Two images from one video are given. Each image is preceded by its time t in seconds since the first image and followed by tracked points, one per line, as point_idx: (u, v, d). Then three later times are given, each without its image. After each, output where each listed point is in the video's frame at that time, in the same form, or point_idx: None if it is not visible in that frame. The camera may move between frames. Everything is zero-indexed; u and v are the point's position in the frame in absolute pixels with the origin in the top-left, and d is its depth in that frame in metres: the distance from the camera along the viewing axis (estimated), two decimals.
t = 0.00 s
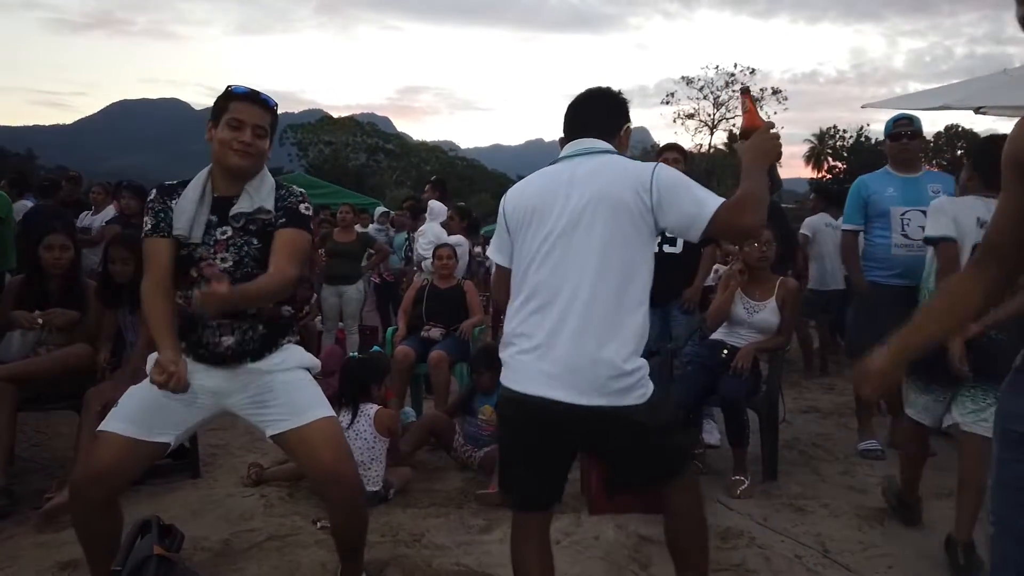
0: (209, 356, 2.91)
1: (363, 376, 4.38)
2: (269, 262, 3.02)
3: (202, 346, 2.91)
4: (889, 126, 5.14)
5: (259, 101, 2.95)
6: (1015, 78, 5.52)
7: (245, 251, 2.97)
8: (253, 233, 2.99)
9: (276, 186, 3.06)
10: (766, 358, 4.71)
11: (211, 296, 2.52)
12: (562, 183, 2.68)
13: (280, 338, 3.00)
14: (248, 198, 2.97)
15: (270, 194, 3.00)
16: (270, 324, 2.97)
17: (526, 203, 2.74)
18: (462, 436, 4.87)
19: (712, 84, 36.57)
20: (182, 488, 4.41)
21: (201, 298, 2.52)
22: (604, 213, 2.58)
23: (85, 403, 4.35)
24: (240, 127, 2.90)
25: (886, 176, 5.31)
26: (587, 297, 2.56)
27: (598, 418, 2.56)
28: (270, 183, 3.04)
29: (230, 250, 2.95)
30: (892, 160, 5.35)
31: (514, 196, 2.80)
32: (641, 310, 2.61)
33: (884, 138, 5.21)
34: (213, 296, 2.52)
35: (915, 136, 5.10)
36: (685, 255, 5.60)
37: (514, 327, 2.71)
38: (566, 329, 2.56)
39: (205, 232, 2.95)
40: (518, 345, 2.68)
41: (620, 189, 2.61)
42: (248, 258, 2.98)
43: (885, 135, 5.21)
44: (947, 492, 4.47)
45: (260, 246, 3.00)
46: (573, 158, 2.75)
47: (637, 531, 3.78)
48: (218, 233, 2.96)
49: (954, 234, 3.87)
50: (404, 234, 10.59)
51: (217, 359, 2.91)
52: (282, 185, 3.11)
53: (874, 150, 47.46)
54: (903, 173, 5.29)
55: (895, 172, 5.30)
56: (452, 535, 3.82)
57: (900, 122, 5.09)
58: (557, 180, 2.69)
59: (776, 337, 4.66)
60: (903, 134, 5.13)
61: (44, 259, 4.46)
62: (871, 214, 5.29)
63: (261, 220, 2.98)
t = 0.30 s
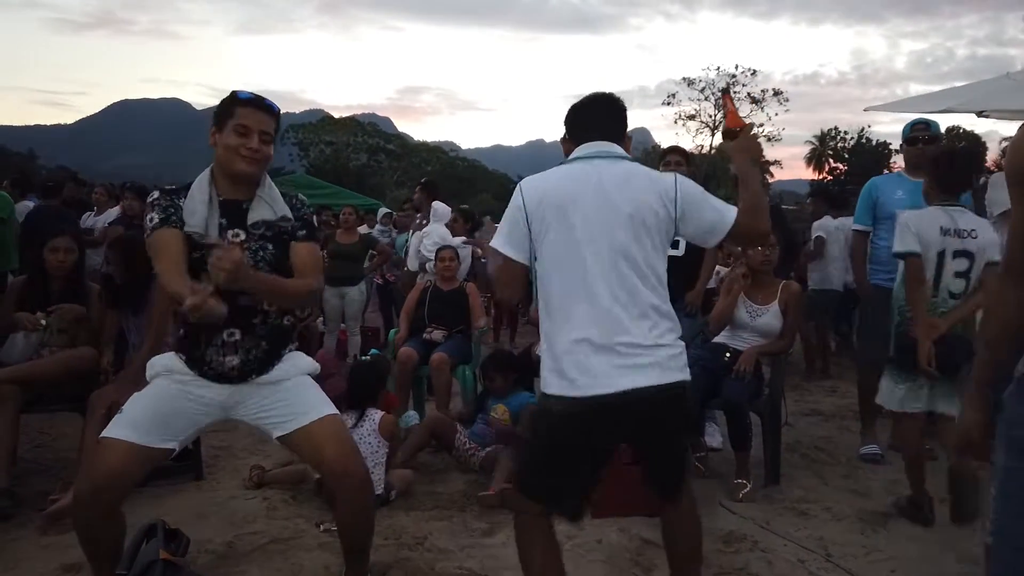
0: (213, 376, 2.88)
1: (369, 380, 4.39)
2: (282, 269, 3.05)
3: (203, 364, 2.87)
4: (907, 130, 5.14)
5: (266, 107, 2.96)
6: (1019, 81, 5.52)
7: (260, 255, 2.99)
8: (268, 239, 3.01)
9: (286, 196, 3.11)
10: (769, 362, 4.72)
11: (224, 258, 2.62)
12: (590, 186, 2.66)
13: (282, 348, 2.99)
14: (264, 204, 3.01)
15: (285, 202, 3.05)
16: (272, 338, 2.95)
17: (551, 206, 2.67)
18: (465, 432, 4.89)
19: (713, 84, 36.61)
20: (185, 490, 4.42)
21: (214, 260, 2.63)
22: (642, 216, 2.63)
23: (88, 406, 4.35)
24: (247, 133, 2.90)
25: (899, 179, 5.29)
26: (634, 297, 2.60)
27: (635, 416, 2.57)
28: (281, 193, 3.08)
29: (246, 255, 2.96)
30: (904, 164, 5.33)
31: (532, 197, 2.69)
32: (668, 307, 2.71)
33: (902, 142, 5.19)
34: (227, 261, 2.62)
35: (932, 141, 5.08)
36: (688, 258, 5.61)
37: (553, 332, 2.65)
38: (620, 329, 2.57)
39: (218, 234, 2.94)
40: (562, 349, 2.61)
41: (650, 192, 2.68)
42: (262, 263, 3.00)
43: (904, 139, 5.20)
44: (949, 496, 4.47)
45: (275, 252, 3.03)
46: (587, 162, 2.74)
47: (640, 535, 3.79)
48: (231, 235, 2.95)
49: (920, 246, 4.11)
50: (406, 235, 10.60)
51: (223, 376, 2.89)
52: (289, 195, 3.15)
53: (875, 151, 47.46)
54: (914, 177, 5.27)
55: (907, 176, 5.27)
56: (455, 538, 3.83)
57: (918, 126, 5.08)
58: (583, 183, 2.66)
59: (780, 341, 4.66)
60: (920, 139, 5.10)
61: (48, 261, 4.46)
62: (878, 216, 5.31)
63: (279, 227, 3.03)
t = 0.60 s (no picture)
0: (206, 373, 2.87)
1: (368, 381, 4.40)
2: (279, 263, 2.99)
3: (199, 358, 2.87)
4: (908, 133, 5.19)
5: (272, 103, 2.95)
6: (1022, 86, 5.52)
7: (260, 249, 2.92)
8: (268, 232, 2.96)
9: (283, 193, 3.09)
10: (771, 365, 4.71)
11: (230, 311, 2.76)
12: (609, 210, 2.65)
13: (276, 341, 3.01)
14: (264, 197, 2.97)
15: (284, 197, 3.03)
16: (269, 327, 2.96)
17: (571, 229, 2.61)
18: (470, 432, 4.85)
19: (714, 86, 36.63)
20: (187, 492, 4.41)
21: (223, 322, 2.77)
22: (660, 241, 2.69)
23: (90, 407, 4.34)
24: (253, 128, 2.89)
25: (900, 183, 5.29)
26: (650, 323, 2.63)
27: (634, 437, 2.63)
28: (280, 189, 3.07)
29: (246, 247, 2.89)
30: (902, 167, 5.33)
31: (551, 220, 2.63)
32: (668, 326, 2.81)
33: (904, 146, 5.23)
34: (234, 313, 2.76)
35: (933, 145, 5.11)
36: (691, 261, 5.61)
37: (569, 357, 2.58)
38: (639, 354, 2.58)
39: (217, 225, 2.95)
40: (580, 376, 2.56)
41: (661, 217, 2.74)
42: (262, 255, 2.93)
43: (905, 144, 5.24)
44: (951, 501, 4.46)
45: (274, 245, 2.97)
46: (600, 185, 2.73)
47: (643, 539, 3.78)
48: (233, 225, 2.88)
49: (904, 255, 4.58)
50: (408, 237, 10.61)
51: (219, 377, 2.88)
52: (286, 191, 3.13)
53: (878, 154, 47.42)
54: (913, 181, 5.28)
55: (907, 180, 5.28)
56: (457, 541, 3.83)
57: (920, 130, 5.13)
58: (602, 207, 2.65)
59: (782, 344, 4.66)
60: (921, 143, 5.14)
61: (51, 261, 4.45)
62: (878, 219, 5.29)
63: (278, 221, 2.99)
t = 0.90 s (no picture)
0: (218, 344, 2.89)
1: (368, 378, 4.38)
2: (282, 252, 2.99)
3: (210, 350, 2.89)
4: (896, 130, 5.22)
5: (269, 87, 2.91)
6: None
7: (259, 240, 2.93)
8: (268, 222, 2.95)
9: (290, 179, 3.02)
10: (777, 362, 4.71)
11: (228, 316, 2.72)
12: (618, 204, 2.68)
13: (286, 331, 3.01)
14: (264, 186, 2.94)
15: (286, 184, 2.98)
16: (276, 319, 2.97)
17: (590, 226, 2.61)
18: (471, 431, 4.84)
19: (721, 85, 36.59)
20: (193, 484, 4.43)
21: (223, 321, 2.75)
22: (659, 230, 2.79)
23: (97, 400, 4.36)
24: (248, 111, 2.85)
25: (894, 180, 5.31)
26: (659, 305, 2.77)
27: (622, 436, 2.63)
28: (285, 174, 3.02)
29: (245, 239, 2.91)
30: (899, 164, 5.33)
31: (572, 222, 2.59)
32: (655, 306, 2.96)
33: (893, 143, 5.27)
34: (231, 315, 2.72)
35: (920, 142, 5.14)
36: (697, 257, 5.61)
37: (602, 347, 2.61)
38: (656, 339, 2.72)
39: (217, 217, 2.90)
40: (616, 360, 2.60)
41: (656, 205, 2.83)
42: (263, 246, 2.93)
43: (894, 140, 5.27)
44: (957, 499, 4.45)
45: (275, 235, 2.96)
46: (602, 180, 2.74)
47: (649, 535, 3.78)
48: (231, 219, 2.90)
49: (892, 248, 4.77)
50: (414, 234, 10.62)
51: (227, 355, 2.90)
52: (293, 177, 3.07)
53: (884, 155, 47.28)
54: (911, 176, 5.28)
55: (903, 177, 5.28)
56: (463, 535, 3.83)
57: (907, 126, 5.16)
58: (610, 202, 2.66)
59: (789, 341, 4.66)
60: (910, 138, 5.18)
61: (59, 254, 4.46)
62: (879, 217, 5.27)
63: (278, 210, 2.95)
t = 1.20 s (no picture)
0: (231, 351, 2.92)
1: (373, 376, 4.40)
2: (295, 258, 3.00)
3: (226, 340, 2.92)
4: (901, 129, 5.15)
5: (274, 93, 2.97)
6: None
7: (270, 246, 2.96)
8: (279, 229, 2.99)
9: (301, 182, 3.06)
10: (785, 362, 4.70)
11: (217, 232, 2.52)
12: (639, 222, 2.78)
13: (303, 334, 3.01)
14: (273, 192, 2.97)
15: (295, 190, 3.00)
16: (294, 321, 2.97)
17: (618, 238, 2.67)
18: (476, 429, 4.87)
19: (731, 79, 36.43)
20: (203, 480, 4.46)
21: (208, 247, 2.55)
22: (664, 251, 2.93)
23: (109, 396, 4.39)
24: (254, 118, 2.92)
25: (901, 179, 5.26)
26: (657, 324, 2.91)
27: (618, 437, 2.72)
28: (296, 180, 3.04)
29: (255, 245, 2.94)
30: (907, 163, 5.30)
31: (603, 233, 2.64)
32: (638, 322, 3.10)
33: (897, 142, 5.20)
34: (216, 237, 2.53)
35: (927, 139, 5.08)
36: (705, 256, 5.61)
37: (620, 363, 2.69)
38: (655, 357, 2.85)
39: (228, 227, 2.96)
40: (627, 378, 2.69)
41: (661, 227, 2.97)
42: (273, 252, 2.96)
43: (899, 139, 5.20)
44: (966, 500, 4.43)
45: (284, 242, 3.00)
46: (620, 196, 2.82)
47: (655, 534, 3.79)
48: (243, 228, 2.96)
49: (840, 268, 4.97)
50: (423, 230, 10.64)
51: (243, 356, 2.93)
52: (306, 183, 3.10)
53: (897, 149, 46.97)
54: (919, 175, 5.25)
55: (911, 175, 5.25)
56: (470, 533, 3.84)
57: (912, 125, 5.08)
58: (632, 218, 2.76)
59: (797, 340, 4.65)
60: (916, 137, 5.11)
61: (71, 251, 4.49)
62: (888, 219, 5.23)
63: (286, 216, 2.98)
